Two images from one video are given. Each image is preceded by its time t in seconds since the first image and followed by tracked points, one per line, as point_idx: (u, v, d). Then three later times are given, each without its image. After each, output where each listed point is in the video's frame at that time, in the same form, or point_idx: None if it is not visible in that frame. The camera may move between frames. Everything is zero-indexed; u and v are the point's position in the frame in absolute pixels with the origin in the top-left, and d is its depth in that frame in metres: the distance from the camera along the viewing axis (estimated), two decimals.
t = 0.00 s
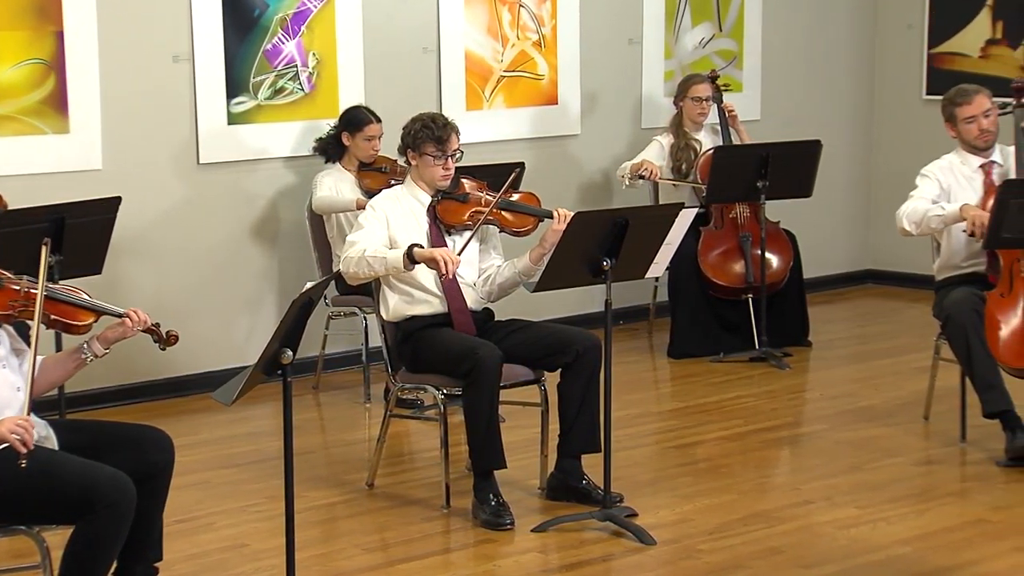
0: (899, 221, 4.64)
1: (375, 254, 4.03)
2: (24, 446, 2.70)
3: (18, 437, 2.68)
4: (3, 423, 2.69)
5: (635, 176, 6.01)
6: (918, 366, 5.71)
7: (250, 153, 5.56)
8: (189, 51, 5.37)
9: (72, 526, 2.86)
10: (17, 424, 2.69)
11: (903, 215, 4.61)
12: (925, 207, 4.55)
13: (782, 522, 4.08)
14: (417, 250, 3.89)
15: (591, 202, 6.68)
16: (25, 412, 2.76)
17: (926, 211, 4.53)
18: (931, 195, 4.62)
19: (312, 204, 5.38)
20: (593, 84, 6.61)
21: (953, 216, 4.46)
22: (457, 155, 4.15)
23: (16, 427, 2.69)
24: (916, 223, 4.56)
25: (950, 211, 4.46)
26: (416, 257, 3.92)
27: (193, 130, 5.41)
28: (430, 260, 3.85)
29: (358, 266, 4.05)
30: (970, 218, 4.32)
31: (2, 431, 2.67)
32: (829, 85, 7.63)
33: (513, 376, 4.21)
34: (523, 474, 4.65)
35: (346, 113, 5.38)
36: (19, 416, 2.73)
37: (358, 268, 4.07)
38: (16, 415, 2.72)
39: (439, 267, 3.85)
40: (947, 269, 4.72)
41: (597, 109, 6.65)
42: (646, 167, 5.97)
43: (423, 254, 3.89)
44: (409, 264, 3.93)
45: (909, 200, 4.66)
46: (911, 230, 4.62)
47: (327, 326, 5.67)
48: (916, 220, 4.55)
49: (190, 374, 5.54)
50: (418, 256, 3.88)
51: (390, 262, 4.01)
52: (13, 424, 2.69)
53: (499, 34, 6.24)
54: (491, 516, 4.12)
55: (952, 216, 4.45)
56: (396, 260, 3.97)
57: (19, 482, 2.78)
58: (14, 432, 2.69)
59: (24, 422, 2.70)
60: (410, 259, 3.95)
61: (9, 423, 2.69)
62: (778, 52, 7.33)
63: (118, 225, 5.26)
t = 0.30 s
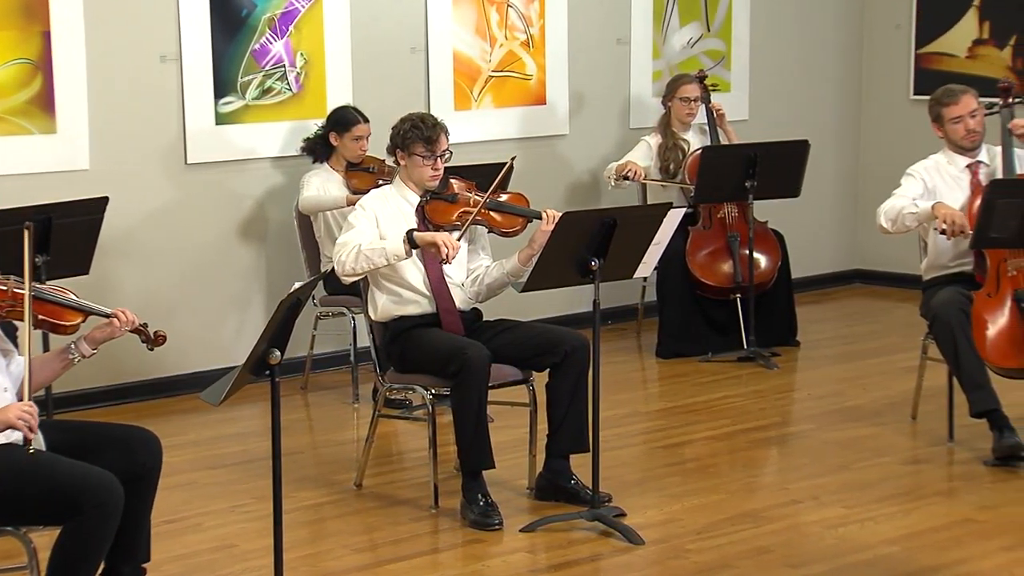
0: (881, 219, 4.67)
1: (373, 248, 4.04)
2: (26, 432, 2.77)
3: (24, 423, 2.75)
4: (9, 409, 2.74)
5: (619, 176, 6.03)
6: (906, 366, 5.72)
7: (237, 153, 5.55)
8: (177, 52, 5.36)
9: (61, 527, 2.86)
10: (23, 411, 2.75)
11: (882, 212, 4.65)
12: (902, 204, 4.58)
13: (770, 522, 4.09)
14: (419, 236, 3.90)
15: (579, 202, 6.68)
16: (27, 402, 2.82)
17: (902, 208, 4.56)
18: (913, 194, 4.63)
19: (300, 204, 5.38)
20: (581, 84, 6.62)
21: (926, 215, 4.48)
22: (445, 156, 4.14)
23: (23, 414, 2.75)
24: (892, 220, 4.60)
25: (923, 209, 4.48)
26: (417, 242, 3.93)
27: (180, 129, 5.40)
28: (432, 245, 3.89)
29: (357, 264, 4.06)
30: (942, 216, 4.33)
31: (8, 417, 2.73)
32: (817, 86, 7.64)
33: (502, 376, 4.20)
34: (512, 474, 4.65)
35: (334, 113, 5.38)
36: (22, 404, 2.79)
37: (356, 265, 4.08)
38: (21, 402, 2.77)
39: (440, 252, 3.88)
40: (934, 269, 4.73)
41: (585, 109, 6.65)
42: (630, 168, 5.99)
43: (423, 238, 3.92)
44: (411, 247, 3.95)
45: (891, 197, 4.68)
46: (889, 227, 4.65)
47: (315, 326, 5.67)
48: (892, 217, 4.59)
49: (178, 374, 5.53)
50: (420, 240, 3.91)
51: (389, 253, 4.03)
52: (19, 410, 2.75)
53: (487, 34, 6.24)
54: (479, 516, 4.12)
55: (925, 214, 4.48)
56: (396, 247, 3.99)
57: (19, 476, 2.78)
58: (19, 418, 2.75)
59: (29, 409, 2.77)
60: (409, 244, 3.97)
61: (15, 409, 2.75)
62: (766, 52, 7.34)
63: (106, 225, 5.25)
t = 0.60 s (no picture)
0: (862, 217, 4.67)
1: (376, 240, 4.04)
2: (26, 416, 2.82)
3: (25, 408, 2.79)
4: (11, 394, 2.79)
5: (606, 176, 6.07)
6: (895, 365, 5.73)
7: (226, 154, 5.55)
8: (165, 51, 5.36)
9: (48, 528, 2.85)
10: (24, 397, 2.79)
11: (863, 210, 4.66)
12: (880, 202, 4.59)
13: (759, 522, 4.09)
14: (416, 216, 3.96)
15: (568, 203, 6.68)
16: (25, 387, 2.87)
17: (880, 206, 4.57)
18: (896, 194, 4.64)
19: (290, 204, 5.37)
20: (571, 84, 6.62)
21: (901, 213, 4.50)
22: (433, 156, 4.13)
23: (24, 399, 2.80)
24: (870, 218, 4.60)
25: (899, 207, 4.50)
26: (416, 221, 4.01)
27: (169, 130, 5.40)
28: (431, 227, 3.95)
29: (360, 258, 4.04)
30: (917, 215, 4.32)
31: (9, 402, 2.77)
32: (807, 86, 7.65)
33: (492, 375, 4.20)
34: (501, 474, 4.65)
35: (322, 113, 5.37)
36: (24, 389, 2.83)
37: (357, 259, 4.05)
38: (22, 388, 2.82)
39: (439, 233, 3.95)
40: (923, 269, 4.75)
41: (575, 109, 6.65)
42: (616, 167, 6.03)
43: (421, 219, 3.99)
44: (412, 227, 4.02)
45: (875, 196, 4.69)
46: (869, 226, 4.65)
47: (305, 326, 5.67)
48: (870, 215, 4.60)
49: (167, 375, 5.52)
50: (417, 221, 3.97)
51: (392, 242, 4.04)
52: (20, 395, 2.79)
53: (477, 34, 6.24)
54: (469, 516, 4.12)
55: (901, 213, 4.49)
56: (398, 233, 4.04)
57: (15, 474, 2.77)
58: (20, 403, 2.80)
59: (29, 393, 2.82)
60: (409, 225, 4.04)
61: (17, 395, 2.79)
62: (756, 52, 7.35)
63: (95, 225, 5.24)
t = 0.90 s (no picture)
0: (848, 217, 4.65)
1: (379, 225, 4.05)
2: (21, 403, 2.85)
3: (20, 394, 2.83)
4: (8, 379, 2.83)
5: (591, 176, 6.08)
6: (884, 365, 5.74)
7: (216, 154, 5.54)
8: (155, 51, 5.35)
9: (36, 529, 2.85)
10: (21, 383, 2.83)
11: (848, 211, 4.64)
12: (861, 202, 4.60)
13: (749, 521, 4.09)
14: (413, 196, 4.14)
15: (558, 203, 6.68)
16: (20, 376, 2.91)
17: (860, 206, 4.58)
18: (881, 194, 4.63)
19: (281, 204, 5.36)
20: (561, 84, 6.62)
21: (877, 212, 4.50)
22: (422, 157, 4.12)
23: (20, 385, 2.84)
24: (852, 218, 4.61)
25: (875, 207, 4.50)
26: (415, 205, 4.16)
27: (158, 129, 5.39)
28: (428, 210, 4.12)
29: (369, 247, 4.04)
30: (891, 212, 4.33)
31: (8, 388, 2.81)
32: (797, 86, 7.66)
33: (481, 375, 4.19)
34: (491, 474, 4.64)
35: (312, 113, 5.37)
36: (19, 377, 2.87)
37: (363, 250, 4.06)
38: (17, 375, 2.86)
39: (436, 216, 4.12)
40: (912, 269, 4.75)
41: (565, 109, 6.65)
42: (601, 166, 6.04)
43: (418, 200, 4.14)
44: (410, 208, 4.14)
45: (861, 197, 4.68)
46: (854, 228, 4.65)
47: (295, 326, 5.66)
48: (852, 216, 4.60)
49: (157, 375, 5.52)
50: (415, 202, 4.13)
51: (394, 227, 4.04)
52: (16, 381, 2.83)
53: (467, 34, 6.24)
54: (459, 516, 4.12)
55: (877, 211, 4.49)
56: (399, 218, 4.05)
57: (4, 473, 2.76)
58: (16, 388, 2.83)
59: (24, 380, 2.86)
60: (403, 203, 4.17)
61: (13, 381, 2.84)
62: (746, 51, 7.36)
63: (84, 225, 5.23)
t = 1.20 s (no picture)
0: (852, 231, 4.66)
1: (381, 220, 4.04)
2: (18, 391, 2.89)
3: (18, 382, 2.88)
4: (6, 369, 2.87)
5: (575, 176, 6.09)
6: (874, 365, 5.74)
7: (206, 154, 5.54)
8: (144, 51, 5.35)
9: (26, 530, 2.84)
10: (18, 372, 2.88)
11: (854, 224, 4.63)
12: (872, 217, 4.58)
13: (739, 521, 4.10)
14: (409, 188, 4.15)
15: (548, 204, 6.68)
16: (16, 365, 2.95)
17: (873, 222, 4.56)
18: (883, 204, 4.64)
19: (274, 203, 5.36)
20: (551, 84, 6.62)
21: (899, 230, 4.49)
22: (412, 159, 4.12)
23: (17, 374, 2.88)
24: (863, 233, 4.60)
25: (895, 224, 4.49)
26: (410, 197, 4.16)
27: (149, 129, 5.39)
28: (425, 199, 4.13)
29: (375, 243, 4.02)
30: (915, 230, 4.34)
31: (6, 376, 2.86)
32: (787, 86, 7.67)
33: (472, 376, 4.20)
34: (481, 474, 4.64)
35: (302, 113, 5.36)
36: (15, 367, 2.91)
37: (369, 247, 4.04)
38: (14, 365, 2.90)
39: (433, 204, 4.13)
40: (901, 269, 4.77)
41: (555, 109, 6.66)
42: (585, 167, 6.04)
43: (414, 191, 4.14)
44: (408, 200, 4.14)
45: (860, 208, 4.68)
46: (859, 240, 4.64)
47: (285, 327, 5.66)
48: (864, 231, 4.58)
49: (147, 375, 5.51)
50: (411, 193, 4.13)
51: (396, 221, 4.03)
52: (13, 371, 2.88)
53: (457, 34, 6.24)
54: (450, 516, 4.11)
55: (898, 229, 4.48)
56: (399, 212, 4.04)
57: None
58: (14, 377, 2.88)
59: (20, 369, 2.90)
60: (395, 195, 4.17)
61: (10, 370, 2.88)
62: (736, 51, 7.36)
63: (74, 225, 5.23)
